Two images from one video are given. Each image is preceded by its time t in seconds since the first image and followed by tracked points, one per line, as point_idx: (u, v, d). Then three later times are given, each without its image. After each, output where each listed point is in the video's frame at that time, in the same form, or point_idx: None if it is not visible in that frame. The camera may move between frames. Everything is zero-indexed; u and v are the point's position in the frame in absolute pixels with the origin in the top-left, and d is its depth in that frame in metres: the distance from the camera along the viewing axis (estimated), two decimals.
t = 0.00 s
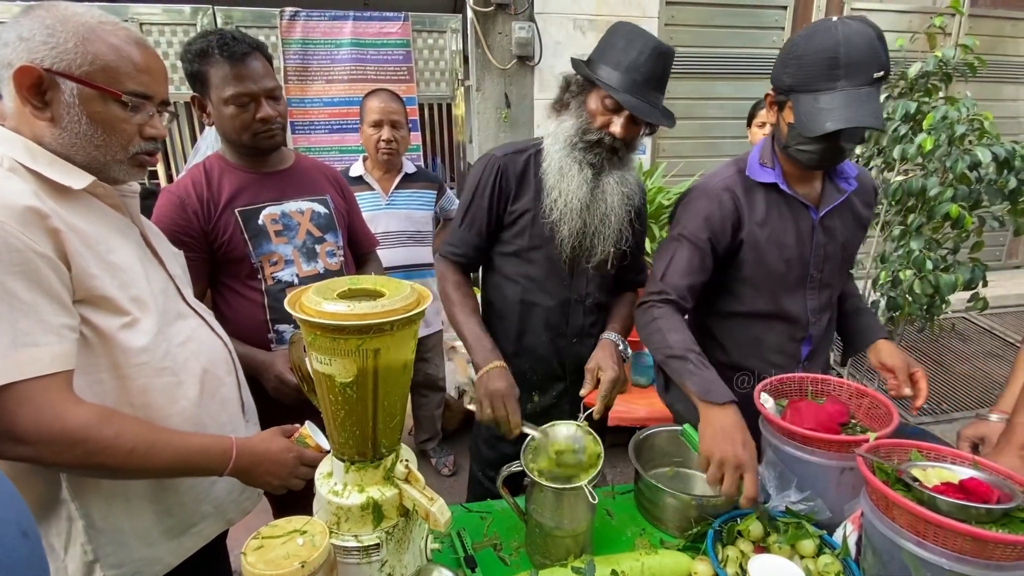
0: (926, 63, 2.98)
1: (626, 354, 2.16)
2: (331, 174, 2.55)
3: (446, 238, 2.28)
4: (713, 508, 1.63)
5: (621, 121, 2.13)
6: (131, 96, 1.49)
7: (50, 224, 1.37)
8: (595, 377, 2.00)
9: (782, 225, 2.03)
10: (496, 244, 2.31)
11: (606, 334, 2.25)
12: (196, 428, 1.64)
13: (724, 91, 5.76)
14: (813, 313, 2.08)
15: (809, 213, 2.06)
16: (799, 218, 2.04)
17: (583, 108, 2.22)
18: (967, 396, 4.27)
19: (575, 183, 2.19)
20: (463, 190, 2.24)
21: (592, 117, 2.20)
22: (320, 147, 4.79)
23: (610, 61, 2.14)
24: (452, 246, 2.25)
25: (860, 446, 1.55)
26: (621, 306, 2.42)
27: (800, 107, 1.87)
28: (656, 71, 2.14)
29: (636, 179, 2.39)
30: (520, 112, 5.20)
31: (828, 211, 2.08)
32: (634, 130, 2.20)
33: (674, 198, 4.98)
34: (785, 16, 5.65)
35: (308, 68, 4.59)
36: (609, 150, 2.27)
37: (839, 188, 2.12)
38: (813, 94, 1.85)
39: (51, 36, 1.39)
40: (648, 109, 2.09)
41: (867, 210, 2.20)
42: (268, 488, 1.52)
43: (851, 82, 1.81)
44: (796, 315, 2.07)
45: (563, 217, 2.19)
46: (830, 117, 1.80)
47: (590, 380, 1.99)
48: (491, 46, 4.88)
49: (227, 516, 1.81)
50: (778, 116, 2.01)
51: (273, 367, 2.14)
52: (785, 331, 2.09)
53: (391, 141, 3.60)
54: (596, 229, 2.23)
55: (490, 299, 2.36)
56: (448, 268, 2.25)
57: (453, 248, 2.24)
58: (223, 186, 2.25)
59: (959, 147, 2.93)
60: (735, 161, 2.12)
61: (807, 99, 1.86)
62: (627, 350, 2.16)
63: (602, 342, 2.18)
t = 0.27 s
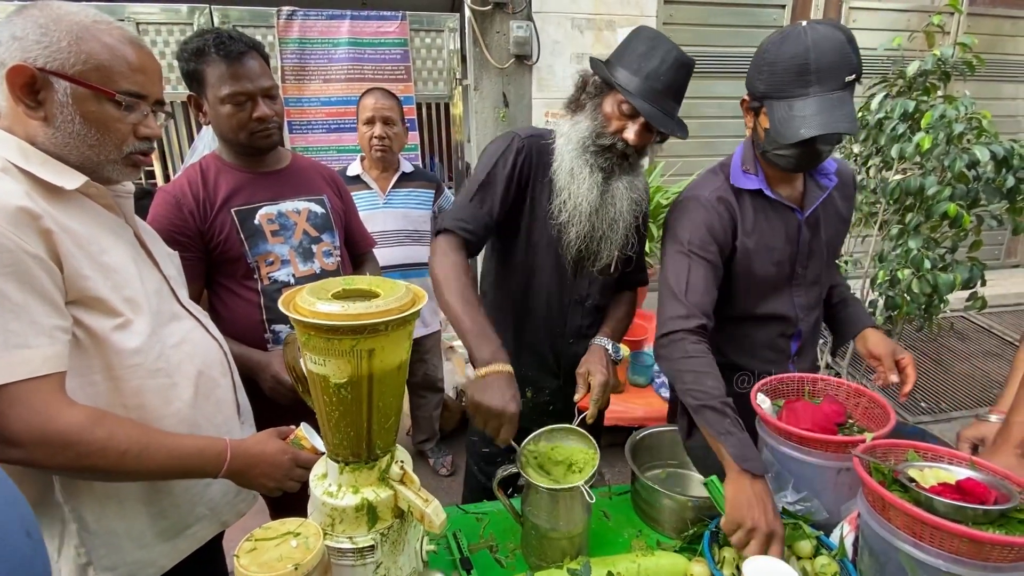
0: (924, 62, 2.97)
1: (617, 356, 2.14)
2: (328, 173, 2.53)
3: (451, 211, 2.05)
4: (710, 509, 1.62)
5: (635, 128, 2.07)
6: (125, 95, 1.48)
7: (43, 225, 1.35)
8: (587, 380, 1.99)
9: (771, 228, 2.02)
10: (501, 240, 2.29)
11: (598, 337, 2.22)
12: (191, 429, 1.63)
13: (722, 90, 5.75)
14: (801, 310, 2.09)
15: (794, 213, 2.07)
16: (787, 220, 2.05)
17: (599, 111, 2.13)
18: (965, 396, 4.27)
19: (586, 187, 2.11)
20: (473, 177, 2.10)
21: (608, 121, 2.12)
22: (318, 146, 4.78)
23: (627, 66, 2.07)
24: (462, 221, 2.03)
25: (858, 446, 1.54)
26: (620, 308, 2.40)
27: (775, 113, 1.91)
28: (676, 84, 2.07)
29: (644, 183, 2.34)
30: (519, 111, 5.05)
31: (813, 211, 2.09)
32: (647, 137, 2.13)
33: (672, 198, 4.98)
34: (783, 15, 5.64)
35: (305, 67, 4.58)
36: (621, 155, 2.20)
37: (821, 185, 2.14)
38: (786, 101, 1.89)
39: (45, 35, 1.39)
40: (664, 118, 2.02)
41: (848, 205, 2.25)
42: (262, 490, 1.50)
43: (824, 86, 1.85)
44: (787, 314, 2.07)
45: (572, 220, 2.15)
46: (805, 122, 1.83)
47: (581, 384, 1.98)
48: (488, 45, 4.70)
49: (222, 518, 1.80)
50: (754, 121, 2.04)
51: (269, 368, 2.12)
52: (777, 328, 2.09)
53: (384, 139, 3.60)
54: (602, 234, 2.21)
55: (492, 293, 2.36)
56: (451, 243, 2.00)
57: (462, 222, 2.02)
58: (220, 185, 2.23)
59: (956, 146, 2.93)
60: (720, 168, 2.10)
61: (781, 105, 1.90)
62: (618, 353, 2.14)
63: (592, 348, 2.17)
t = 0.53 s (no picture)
0: (924, 61, 2.97)
1: (620, 356, 2.14)
2: (327, 174, 2.51)
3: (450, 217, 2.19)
4: (710, 509, 1.62)
5: (635, 130, 2.14)
6: (126, 96, 1.48)
7: (43, 226, 1.34)
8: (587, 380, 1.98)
9: (766, 221, 2.04)
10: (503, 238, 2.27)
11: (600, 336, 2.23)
12: (190, 431, 1.63)
13: (721, 90, 5.75)
14: (798, 305, 2.09)
15: (792, 208, 2.08)
16: (782, 214, 2.07)
17: (601, 113, 2.18)
18: (965, 395, 4.27)
19: (589, 184, 2.16)
20: (472, 176, 2.17)
21: (609, 122, 2.18)
22: (317, 146, 4.77)
23: (626, 69, 2.12)
24: (459, 227, 2.15)
25: (857, 445, 1.55)
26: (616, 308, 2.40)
27: (765, 105, 1.96)
28: (675, 88, 2.11)
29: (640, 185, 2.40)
30: (518, 111, 5.20)
31: (811, 206, 2.10)
32: (645, 139, 2.20)
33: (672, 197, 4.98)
34: (782, 14, 5.64)
35: (305, 67, 4.57)
36: (620, 156, 2.26)
37: (820, 182, 2.15)
38: (775, 93, 1.94)
39: (46, 36, 1.38)
40: (659, 118, 2.08)
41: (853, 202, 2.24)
42: (261, 492, 1.49)
43: (811, 78, 1.89)
44: (783, 308, 2.07)
45: (575, 217, 2.17)
46: (791, 111, 1.88)
47: (581, 384, 1.97)
48: (488, 45, 4.91)
49: (221, 518, 1.80)
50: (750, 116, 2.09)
51: (270, 368, 2.10)
52: (773, 324, 2.10)
53: (385, 139, 3.60)
54: (603, 231, 2.23)
55: (492, 290, 2.32)
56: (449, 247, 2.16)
57: (459, 229, 2.14)
58: (220, 185, 2.20)
59: (955, 145, 2.93)
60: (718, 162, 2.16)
61: (770, 97, 1.95)
62: (619, 353, 2.14)
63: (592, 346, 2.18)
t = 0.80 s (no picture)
0: (923, 61, 2.97)
1: (620, 354, 2.15)
2: (329, 175, 2.46)
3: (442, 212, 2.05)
4: (710, 509, 1.62)
5: (596, 120, 2.13)
6: (130, 99, 1.45)
7: (46, 228, 1.30)
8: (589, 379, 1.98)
9: (756, 211, 2.30)
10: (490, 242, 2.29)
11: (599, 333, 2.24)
12: (193, 432, 1.57)
13: (720, 89, 5.76)
14: (785, 300, 2.25)
15: (789, 202, 2.29)
16: (775, 206, 2.29)
17: (560, 111, 2.21)
18: (964, 394, 4.28)
19: (564, 182, 2.16)
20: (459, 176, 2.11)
21: (569, 119, 2.19)
22: (316, 146, 4.77)
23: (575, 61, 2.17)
24: (454, 223, 2.04)
25: (856, 445, 1.55)
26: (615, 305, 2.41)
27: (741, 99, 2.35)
28: (623, 66, 2.13)
29: (624, 173, 2.38)
30: (517, 111, 5.17)
31: (809, 201, 2.26)
32: (613, 126, 2.19)
33: (671, 197, 4.98)
34: (782, 13, 5.64)
35: (304, 67, 4.57)
36: (591, 149, 2.25)
37: (830, 181, 2.28)
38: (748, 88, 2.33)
39: (50, 38, 1.35)
40: (625, 107, 2.09)
41: (871, 207, 2.26)
42: (262, 493, 1.49)
43: (767, 70, 2.22)
44: (766, 300, 2.26)
45: (555, 216, 2.17)
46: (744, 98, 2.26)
47: (583, 383, 1.97)
48: (487, 45, 4.84)
49: (223, 519, 1.74)
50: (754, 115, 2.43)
51: (272, 369, 2.08)
52: (759, 319, 2.29)
53: (392, 140, 3.59)
54: (587, 227, 2.24)
55: (487, 292, 2.33)
56: (440, 243, 2.00)
57: (453, 225, 2.03)
58: (220, 186, 2.16)
59: (955, 145, 2.93)
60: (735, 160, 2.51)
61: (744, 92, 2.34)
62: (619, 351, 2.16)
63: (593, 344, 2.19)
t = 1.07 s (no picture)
0: (921, 60, 2.98)
1: (615, 350, 2.16)
2: (329, 175, 2.46)
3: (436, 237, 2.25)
4: (710, 507, 1.62)
5: (601, 122, 2.13)
6: (134, 100, 1.45)
7: (50, 228, 1.29)
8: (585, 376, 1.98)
9: (763, 206, 2.44)
10: (486, 241, 2.29)
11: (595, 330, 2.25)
12: (195, 431, 1.56)
13: (720, 88, 5.76)
14: (774, 293, 2.39)
15: (797, 199, 2.38)
16: (784, 203, 2.41)
17: (565, 108, 2.20)
18: (963, 393, 4.28)
19: (560, 182, 2.18)
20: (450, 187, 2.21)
21: (574, 117, 2.17)
22: (316, 146, 4.78)
23: (585, 58, 2.16)
24: (441, 246, 2.23)
25: (854, 444, 1.56)
26: (609, 301, 2.41)
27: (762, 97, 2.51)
28: (636, 75, 2.13)
29: (618, 177, 2.40)
30: (517, 110, 5.18)
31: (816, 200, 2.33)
32: (614, 129, 2.19)
33: (671, 196, 4.98)
34: (782, 12, 5.63)
35: (304, 66, 4.57)
36: (591, 150, 2.25)
37: (844, 183, 2.31)
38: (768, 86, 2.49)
39: (55, 39, 1.35)
40: (628, 110, 2.07)
41: (883, 216, 2.24)
42: (263, 492, 1.49)
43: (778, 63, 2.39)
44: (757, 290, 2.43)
45: (549, 216, 2.18)
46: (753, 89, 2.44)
47: (579, 380, 1.97)
48: (487, 44, 4.86)
49: (224, 518, 1.73)
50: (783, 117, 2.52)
51: (273, 369, 2.08)
52: (751, 310, 2.46)
53: (399, 141, 3.61)
54: (582, 228, 2.24)
55: (483, 293, 2.33)
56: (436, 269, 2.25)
57: (442, 249, 2.22)
58: (220, 186, 2.16)
59: (954, 144, 2.93)
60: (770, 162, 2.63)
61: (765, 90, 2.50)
62: (615, 347, 2.16)
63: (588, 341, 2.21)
